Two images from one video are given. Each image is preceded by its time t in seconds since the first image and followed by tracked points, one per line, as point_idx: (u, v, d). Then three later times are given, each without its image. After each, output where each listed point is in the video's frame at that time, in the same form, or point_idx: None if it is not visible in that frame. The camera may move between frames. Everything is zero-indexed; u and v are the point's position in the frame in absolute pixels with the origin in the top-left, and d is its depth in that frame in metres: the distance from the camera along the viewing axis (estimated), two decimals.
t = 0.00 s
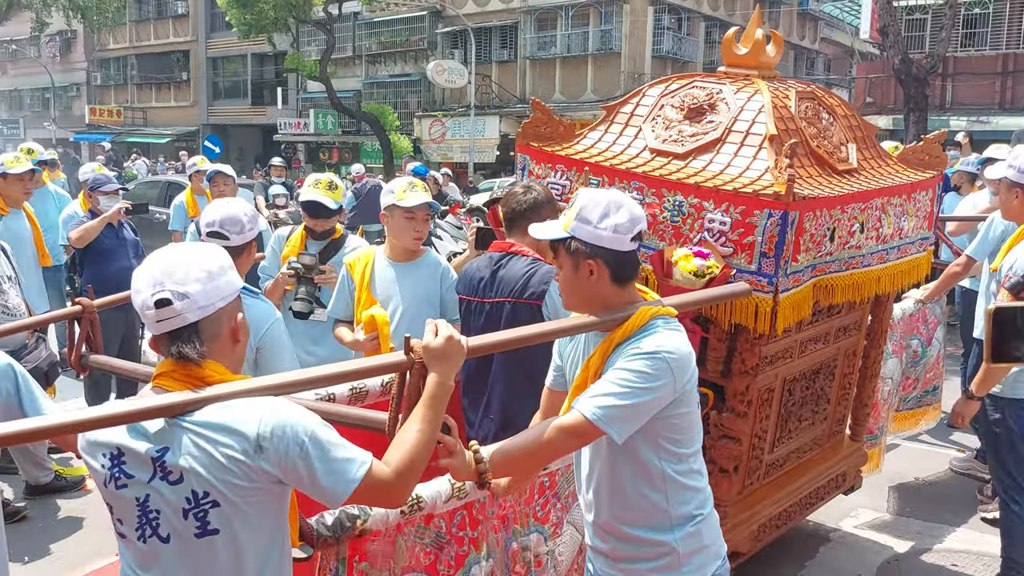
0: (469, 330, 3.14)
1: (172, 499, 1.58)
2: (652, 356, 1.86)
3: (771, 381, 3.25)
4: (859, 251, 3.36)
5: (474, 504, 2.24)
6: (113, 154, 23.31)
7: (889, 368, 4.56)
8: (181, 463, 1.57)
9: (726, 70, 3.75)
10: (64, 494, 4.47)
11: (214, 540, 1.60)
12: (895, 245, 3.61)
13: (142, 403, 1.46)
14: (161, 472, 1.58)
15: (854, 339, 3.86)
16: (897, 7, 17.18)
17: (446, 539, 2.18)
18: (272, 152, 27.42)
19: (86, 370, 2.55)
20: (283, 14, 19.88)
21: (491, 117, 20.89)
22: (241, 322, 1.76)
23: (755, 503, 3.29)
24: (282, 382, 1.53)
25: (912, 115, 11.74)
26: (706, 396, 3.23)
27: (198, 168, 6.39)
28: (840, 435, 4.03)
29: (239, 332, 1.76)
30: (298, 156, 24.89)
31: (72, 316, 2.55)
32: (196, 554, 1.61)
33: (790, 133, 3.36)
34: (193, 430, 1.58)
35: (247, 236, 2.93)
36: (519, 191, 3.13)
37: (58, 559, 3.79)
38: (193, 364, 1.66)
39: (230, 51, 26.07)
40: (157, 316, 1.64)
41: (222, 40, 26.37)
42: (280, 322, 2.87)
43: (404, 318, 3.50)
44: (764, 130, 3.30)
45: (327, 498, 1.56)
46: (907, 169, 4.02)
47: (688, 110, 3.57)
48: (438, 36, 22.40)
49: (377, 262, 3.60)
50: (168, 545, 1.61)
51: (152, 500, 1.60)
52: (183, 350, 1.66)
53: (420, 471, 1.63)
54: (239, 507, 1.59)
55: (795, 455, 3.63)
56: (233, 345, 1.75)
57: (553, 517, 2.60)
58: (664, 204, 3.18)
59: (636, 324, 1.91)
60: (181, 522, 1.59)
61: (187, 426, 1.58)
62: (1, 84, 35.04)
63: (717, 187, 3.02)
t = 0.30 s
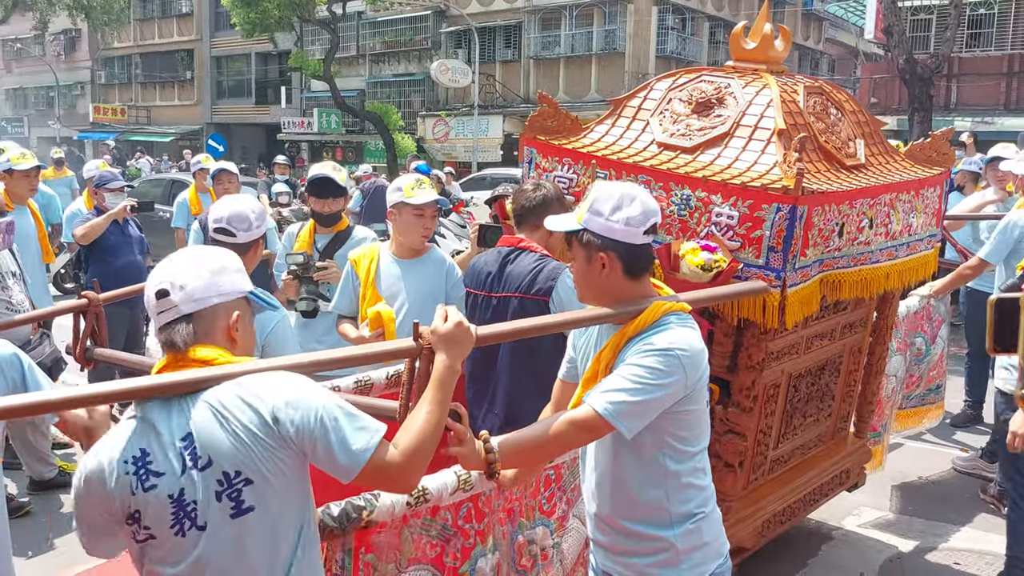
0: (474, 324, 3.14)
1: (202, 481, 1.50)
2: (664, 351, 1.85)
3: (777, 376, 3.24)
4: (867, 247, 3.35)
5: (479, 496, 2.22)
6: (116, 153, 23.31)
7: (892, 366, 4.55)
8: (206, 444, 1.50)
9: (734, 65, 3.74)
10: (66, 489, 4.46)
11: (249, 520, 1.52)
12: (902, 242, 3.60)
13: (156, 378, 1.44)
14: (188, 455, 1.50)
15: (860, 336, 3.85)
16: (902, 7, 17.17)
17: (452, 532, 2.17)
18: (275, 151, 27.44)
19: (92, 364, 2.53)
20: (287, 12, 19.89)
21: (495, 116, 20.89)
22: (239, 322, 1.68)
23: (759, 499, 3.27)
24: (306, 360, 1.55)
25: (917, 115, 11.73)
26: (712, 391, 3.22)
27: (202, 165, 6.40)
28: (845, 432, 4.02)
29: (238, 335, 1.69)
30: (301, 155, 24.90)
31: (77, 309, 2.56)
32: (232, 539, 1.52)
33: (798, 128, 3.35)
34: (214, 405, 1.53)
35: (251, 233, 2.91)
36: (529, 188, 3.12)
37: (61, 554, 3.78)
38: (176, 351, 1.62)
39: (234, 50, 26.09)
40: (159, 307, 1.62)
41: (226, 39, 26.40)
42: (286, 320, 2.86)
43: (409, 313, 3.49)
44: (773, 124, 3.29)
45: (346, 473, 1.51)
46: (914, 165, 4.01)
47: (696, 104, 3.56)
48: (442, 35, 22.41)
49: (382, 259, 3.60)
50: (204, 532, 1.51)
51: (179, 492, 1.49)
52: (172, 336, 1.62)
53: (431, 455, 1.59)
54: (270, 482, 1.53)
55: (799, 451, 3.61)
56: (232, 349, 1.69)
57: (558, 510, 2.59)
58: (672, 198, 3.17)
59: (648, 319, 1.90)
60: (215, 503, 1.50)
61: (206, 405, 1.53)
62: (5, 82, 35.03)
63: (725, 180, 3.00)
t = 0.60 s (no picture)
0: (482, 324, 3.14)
1: (226, 481, 1.48)
2: (674, 350, 1.84)
3: (785, 375, 3.23)
4: (873, 245, 3.34)
5: (488, 496, 2.22)
6: (123, 154, 23.36)
7: (900, 366, 4.53)
8: (221, 442, 1.48)
9: (737, 64, 3.73)
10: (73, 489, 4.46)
11: (272, 517, 1.52)
12: (908, 239, 3.59)
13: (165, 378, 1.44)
14: (210, 456, 1.47)
15: (867, 335, 3.83)
16: (908, 7, 17.13)
17: (461, 532, 2.17)
18: (281, 151, 27.46)
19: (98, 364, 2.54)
20: (293, 13, 19.92)
21: (501, 116, 20.90)
22: (236, 333, 1.67)
23: (769, 499, 3.27)
24: (310, 362, 1.57)
25: (923, 115, 11.70)
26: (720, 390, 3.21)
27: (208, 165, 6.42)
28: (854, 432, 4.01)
29: (237, 349, 1.67)
30: (307, 155, 24.93)
31: (84, 309, 2.55)
32: (256, 538, 1.51)
33: (802, 126, 3.34)
34: (232, 406, 1.51)
35: (252, 233, 2.90)
36: (540, 188, 3.12)
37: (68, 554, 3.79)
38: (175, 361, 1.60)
39: (240, 51, 26.14)
40: (156, 325, 1.63)
41: (232, 40, 26.45)
42: (291, 320, 2.88)
43: (415, 314, 3.49)
44: (776, 122, 3.28)
45: (359, 473, 1.51)
46: (920, 162, 4.00)
47: (699, 104, 3.56)
48: (447, 35, 22.42)
49: (387, 258, 3.59)
50: (229, 533, 1.49)
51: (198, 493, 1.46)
52: (166, 346, 1.61)
53: (442, 454, 1.57)
54: (291, 477, 1.53)
55: (808, 451, 3.61)
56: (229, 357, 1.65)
57: (567, 511, 2.58)
58: (677, 197, 3.16)
59: (658, 318, 1.90)
60: (239, 503, 1.49)
61: (224, 405, 1.51)
62: (11, 83, 35.10)
63: (729, 178, 3.00)
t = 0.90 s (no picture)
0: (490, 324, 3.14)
1: (224, 476, 1.48)
2: (689, 358, 1.83)
3: (795, 373, 3.22)
4: (879, 240, 3.33)
5: (498, 496, 2.22)
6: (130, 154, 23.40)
7: (910, 365, 4.52)
8: (225, 438, 1.48)
9: (740, 63, 3.72)
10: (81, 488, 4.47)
11: (269, 515, 1.51)
12: (914, 234, 3.57)
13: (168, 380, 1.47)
14: (208, 452, 1.48)
15: (877, 333, 3.82)
16: (916, 5, 17.05)
17: (470, 532, 2.17)
18: (288, 151, 27.47)
19: (106, 363, 2.54)
20: (299, 13, 19.93)
21: (507, 116, 20.90)
22: (238, 335, 1.69)
23: (781, 499, 3.25)
24: (311, 364, 1.58)
25: (931, 113, 11.65)
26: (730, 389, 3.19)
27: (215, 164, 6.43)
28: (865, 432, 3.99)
29: (240, 350, 1.70)
30: (313, 155, 24.98)
31: (90, 308, 2.55)
32: (255, 537, 1.50)
33: (806, 121, 3.32)
34: (234, 405, 1.51)
35: (259, 234, 2.90)
36: (547, 188, 3.12)
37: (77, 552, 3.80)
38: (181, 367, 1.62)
39: (247, 51, 26.20)
40: (155, 329, 1.61)
41: (239, 40, 26.51)
42: (297, 321, 2.90)
43: (421, 315, 3.50)
44: (780, 118, 3.27)
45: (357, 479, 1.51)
46: (925, 157, 3.97)
47: (702, 102, 3.55)
48: (454, 35, 22.43)
49: (392, 258, 3.59)
50: (223, 530, 1.47)
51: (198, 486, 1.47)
52: (169, 355, 1.62)
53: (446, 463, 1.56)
54: (291, 477, 1.53)
55: (820, 451, 3.59)
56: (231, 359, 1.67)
57: (577, 511, 2.58)
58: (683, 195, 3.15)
59: (673, 324, 1.90)
60: (234, 500, 1.48)
61: (226, 402, 1.52)
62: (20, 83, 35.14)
63: (736, 175, 2.99)
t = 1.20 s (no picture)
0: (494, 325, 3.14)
1: (200, 469, 1.48)
2: (698, 368, 1.80)
3: (803, 371, 3.21)
4: (887, 234, 3.31)
5: (504, 497, 2.22)
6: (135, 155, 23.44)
7: (918, 364, 4.50)
8: (213, 434, 1.50)
9: (741, 60, 3.71)
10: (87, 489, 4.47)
11: (231, 522, 1.52)
12: (921, 229, 3.56)
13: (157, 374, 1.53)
14: (191, 442, 1.48)
15: (885, 330, 3.80)
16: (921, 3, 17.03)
17: (477, 532, 2.17)
18: (292, 152, 27.51)
19: (109, 364, 2.53)
20: (303, 14, 19.94)
21: (511, 116, 20.91)
22: (239, 329, 1.70)
23: (791, 499, 3.24)
24: (304, 361, 1.57)
25: (937, 112, 11.63)
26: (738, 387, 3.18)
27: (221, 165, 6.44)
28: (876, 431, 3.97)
29: (237, 338, 1.71)
30: (318, 156, 25.01)
31: (93, 309, 2.54)
32: (213, 538, 1.51)
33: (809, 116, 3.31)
34: (225, 400, 1.54)
35: (262, 233, 2.90)
36: (551, 188, 3.13)
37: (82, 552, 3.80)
38: (177, 358, 1.60)
39: (252, 52, 26.27)
40: (157, 310, 1.59)
41: (244, 41, 26.58)
42: (301, 321, 2.93)
43: (421, 314, 3.49)
44: (783, 113, 3.26)
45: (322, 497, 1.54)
46: (930, 152, 3.96)
47: (705, 100, 3.54)
48: (457, 35, 22.45)
49: (394, 258, 3.60)
50: (185, 526, 1.48)
51: (172, 475, 1.47)
52: (171, 346, 1.60)
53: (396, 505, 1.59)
54: (263, 487, 1.54)
55: (829, 450, 3.57)
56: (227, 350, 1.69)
57: (585, 510, 2.58)
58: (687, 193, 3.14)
59: (687, 329, 1.87)
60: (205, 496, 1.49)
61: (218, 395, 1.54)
62: (26, 85, 35.24)
63: (739, 170, 2.99)
